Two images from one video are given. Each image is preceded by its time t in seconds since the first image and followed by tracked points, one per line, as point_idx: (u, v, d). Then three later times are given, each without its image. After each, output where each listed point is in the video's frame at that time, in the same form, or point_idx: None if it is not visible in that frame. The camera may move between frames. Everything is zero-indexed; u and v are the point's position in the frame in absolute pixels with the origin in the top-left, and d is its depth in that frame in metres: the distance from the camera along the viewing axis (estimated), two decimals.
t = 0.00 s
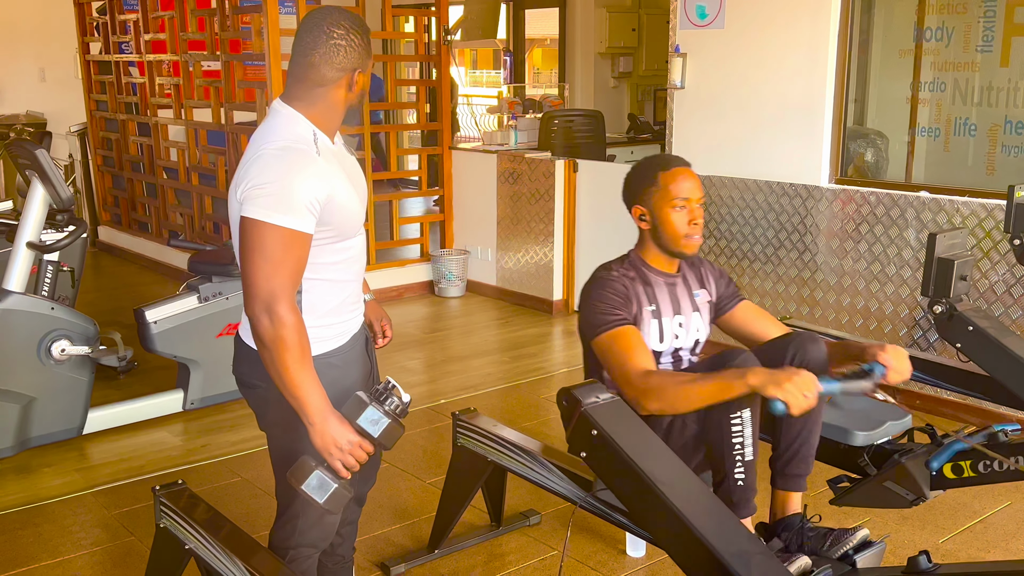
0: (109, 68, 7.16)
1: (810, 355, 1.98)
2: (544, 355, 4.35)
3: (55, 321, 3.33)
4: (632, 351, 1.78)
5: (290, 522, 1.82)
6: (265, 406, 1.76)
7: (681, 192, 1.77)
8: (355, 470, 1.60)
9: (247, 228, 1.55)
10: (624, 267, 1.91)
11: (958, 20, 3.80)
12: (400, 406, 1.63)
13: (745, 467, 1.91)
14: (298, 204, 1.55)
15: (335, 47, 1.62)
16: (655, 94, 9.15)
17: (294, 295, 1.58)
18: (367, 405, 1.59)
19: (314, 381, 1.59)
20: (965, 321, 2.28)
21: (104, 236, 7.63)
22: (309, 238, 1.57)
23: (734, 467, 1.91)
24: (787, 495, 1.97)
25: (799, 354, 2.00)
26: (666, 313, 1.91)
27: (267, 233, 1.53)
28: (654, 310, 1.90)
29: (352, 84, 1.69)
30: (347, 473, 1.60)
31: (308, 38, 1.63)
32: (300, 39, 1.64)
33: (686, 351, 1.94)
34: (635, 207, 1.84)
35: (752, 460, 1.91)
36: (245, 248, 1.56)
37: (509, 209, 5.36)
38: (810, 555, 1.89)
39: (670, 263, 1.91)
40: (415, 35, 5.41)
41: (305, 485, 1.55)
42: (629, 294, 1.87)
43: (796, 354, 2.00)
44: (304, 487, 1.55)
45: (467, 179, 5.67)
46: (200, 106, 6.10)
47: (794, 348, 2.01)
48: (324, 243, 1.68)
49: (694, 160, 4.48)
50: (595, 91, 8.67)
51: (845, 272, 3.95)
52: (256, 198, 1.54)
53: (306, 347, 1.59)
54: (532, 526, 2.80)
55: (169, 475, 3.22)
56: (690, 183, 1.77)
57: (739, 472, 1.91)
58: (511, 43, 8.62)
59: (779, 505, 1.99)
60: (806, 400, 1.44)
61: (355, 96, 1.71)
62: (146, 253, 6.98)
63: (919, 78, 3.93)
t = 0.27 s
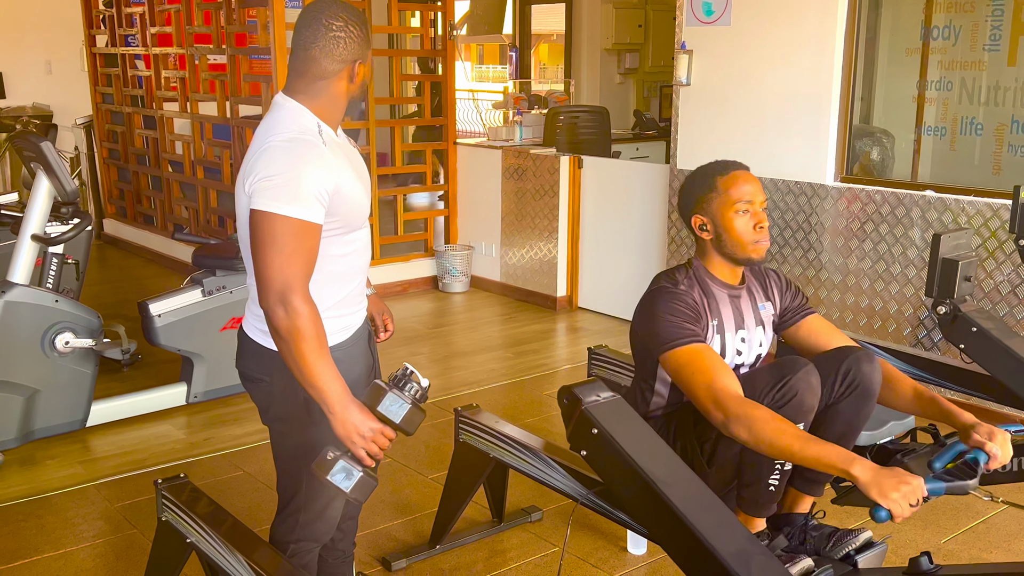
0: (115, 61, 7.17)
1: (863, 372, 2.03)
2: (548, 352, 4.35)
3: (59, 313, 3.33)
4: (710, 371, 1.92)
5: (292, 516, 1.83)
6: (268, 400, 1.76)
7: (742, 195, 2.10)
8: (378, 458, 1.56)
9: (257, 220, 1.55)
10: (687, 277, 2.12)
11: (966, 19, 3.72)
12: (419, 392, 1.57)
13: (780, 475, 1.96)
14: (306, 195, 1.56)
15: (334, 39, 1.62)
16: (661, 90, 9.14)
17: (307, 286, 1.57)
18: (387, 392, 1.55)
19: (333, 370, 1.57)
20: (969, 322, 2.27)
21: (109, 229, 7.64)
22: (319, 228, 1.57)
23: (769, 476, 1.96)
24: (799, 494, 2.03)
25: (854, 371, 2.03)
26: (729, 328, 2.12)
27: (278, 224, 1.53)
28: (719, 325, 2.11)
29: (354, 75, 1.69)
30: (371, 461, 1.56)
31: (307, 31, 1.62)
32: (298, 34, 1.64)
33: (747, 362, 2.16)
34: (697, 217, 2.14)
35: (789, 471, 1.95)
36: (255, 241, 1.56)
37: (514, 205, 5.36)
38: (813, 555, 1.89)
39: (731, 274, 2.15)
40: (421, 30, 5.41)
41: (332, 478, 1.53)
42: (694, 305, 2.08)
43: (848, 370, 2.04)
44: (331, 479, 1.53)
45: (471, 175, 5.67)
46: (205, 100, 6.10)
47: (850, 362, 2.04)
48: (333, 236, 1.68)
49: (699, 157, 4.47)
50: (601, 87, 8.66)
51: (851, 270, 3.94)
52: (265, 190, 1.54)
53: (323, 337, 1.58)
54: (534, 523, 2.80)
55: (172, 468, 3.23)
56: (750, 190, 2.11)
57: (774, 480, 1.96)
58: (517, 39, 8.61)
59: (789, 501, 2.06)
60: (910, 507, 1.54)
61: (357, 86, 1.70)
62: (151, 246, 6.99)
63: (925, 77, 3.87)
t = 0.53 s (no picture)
0: (123, 54, 7.17)
1: (791, 361, 1.98)
2: (553, 348, 4.35)
3: (66, 307, 3.34)
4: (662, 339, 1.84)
5: (297, 511, 1.84)
6: (275, 396, 1.76)
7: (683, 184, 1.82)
8: (381, 453, 1.58)
9: (261, 215, 1.54)
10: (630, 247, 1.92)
11: (976, 17, 3.75)
12: (424, 387, 1.65)
13: (749, 460, 1.85)
14: (312, 191, 1.55)
15: (343, 35, 1.61)
16: (669, 87, 9.11)
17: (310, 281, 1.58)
18: (391, 388, 1.61)
19: (336, 366, 1.57)
20: (979, 324, 2.26)
21: (116, 222, 7.66)
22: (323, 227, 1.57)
23: (739, 462, 1.86)
24: (788, 503, 1.89)
25: (781, 360, 1.98)
26: (669, 306, 1.94)
27: (282, 219, 1.53)
28: (657, 303, 1.94)
29: (362, 70, 1.68)
30: (374, 457, 1.58)
31: (316, 27, 1.62)
32: (307, 29, 1.64)
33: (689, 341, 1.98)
34: (636, 203, 1.88)
35: (756, 453, 1.85)
36: (260, 235, 1.56)
37: (521, 201, 5.35)
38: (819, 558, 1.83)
39: (672, 256, 1.93)
40: (429, 25, 5.40)
41: (335, 472, 1.57)
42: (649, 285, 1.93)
43: (776, 360, 1.98)
44: (334, 473, 1.57)
45: (479, 170, 5.66)
46: (213, 94, 6.10)
47: (778, 352, 1.98)
48: (338, 232, 1.68)
49: (707, 155, 4.46)
50: (608, 83, 8.66)
51: (858, 270, 3.93)
52: (270, 186, 1.54)
53: (326, 333, 1.58)
54: (538, 520, 2.79)
55: (176, 462, 3.23)
56: (688, 174, 1.84)
57: (744, 466, 1.85)
58: (525, 34, 8.60)
59: (782, 513, 1.92)
60: (835, 460, 1.60)
61: (366, 81, 1.69)
62: (158, 240, 7.00)
63: (936, 75, 3.88)
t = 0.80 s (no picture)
0: (131, 48, 7.18)
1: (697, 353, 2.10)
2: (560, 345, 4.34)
3: (74, 301, 3.35)
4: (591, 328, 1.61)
5: (305, 507, 1.84)
6: (283, 391, 1.76)
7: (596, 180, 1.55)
8: (363, 456, 1.59)
9: (268, 209, 1.54)
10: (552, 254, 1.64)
11: (988, 15, 3.67)
12: (413, 394, 1.66)
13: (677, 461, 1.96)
14: (319, 186, 1.55)
15: (356, 33, 1.61)
16: (677, 83, 9.08)
17: (312, 278, 1.57)
18: (379, 392, 1.62)
19: (328, 364, 1.58)
20: (988, 325, 2.25)
21: (124, 216, 7.68)
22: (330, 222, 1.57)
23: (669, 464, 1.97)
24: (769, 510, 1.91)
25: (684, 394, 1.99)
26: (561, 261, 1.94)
27: (288, 214, 1.52)
28: (549, 258, 1.92)
29: (377, 67, 1.67)
30: (356, 459, 1.60)
31: (329, 23, 1.61)
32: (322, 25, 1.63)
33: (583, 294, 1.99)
34: (522, 172, 1.91)
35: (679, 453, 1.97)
36: (265, 229, 1.55)
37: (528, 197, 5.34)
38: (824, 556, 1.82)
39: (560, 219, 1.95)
40: (437, 21, 5.39)
41: (317, 470, 1.61)
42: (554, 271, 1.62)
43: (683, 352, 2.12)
44: (315, 471, 1.61)
45: (486, 167, 5.65)
46: (221, 88, 6.11)
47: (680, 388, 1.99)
48: (344, 229, 1.67)
49: (714, 153, 4.45)
50: (616, 79, 8.65)
51: (866, 269, 3.92)
52: (278, 179, 1.53)
53: (322, 330, 1.58)
54: (545, 517, 2.80)
55: (183, 457, 3.24)
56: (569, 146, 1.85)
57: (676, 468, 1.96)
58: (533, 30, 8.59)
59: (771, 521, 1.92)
60: (688, 375, 1.68)
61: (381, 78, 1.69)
62: (166, 234, 7.02)
63: (945, 74, 3.83)
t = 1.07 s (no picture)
0: (138, 43, 7.19)
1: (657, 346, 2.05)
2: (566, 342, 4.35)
3: (80, 296, 3.35)
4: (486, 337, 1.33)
5: (310, 503, 1.85)
6: (287, 386, 1.77)
7: (529, 165, 1.31)
8: (367, 448, 1.62)
9: (267, 200, 1.56)
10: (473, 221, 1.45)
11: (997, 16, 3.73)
12: (417, 387, 1.58)
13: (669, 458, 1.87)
14: (319, 178, 1.56)
15: (380, 34, 1.40)
16: (684, 80, 9.05)
17: (311, 268, 1.61)
18: (382, 383, 1.59)
19: (329, 357, 1.65)
20: (998, 324, 2.28)
21: (130, 211, 7.69)
22: (327, 213, 1.58)
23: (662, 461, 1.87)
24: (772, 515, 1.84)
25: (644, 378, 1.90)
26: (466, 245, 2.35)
27: (287, 205, 1.54)
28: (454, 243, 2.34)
29: (348, 57, 1.44)
30: (360, 451, 1.62)
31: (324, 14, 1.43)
32: (331, 15, 1.42)
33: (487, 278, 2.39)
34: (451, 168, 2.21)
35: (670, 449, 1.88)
36: (265, 219, 1.58)
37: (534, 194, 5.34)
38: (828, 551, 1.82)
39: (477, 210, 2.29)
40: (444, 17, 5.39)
41: (320, 460, 1.60)
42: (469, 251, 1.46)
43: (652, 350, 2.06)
44: (318, 462, 1.60)
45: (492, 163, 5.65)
46: (228, 84, 6.11)
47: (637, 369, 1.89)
48: (346, 221, 1.67)
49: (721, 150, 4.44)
50: (623, 75, 8.65)
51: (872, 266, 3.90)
52: (276, 170, 1.55)
53: (320, 322, 1.63)
54: (550, 514, 2.80)
55: (189, 452, 3.25)
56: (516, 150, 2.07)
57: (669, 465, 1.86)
58: (539, 26, 8.58)
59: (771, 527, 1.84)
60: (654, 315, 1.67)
61: (362, 73, 1.44)
62: (173, 229, 7.03)
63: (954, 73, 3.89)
